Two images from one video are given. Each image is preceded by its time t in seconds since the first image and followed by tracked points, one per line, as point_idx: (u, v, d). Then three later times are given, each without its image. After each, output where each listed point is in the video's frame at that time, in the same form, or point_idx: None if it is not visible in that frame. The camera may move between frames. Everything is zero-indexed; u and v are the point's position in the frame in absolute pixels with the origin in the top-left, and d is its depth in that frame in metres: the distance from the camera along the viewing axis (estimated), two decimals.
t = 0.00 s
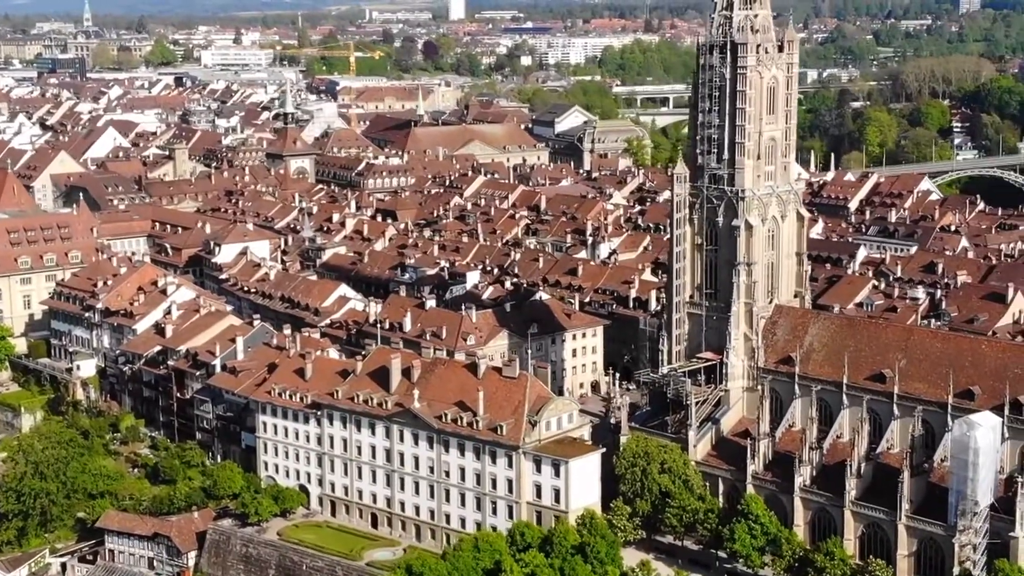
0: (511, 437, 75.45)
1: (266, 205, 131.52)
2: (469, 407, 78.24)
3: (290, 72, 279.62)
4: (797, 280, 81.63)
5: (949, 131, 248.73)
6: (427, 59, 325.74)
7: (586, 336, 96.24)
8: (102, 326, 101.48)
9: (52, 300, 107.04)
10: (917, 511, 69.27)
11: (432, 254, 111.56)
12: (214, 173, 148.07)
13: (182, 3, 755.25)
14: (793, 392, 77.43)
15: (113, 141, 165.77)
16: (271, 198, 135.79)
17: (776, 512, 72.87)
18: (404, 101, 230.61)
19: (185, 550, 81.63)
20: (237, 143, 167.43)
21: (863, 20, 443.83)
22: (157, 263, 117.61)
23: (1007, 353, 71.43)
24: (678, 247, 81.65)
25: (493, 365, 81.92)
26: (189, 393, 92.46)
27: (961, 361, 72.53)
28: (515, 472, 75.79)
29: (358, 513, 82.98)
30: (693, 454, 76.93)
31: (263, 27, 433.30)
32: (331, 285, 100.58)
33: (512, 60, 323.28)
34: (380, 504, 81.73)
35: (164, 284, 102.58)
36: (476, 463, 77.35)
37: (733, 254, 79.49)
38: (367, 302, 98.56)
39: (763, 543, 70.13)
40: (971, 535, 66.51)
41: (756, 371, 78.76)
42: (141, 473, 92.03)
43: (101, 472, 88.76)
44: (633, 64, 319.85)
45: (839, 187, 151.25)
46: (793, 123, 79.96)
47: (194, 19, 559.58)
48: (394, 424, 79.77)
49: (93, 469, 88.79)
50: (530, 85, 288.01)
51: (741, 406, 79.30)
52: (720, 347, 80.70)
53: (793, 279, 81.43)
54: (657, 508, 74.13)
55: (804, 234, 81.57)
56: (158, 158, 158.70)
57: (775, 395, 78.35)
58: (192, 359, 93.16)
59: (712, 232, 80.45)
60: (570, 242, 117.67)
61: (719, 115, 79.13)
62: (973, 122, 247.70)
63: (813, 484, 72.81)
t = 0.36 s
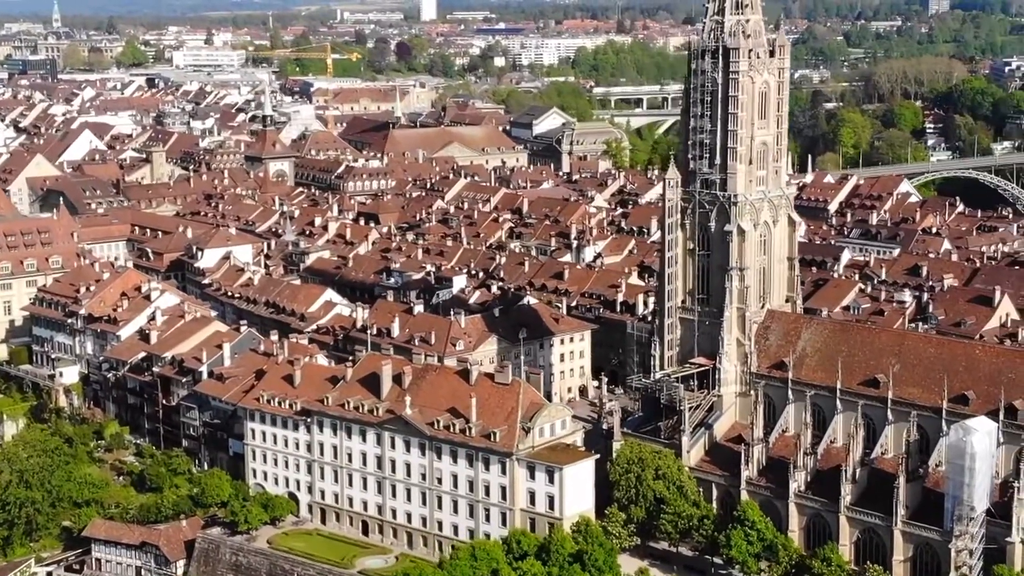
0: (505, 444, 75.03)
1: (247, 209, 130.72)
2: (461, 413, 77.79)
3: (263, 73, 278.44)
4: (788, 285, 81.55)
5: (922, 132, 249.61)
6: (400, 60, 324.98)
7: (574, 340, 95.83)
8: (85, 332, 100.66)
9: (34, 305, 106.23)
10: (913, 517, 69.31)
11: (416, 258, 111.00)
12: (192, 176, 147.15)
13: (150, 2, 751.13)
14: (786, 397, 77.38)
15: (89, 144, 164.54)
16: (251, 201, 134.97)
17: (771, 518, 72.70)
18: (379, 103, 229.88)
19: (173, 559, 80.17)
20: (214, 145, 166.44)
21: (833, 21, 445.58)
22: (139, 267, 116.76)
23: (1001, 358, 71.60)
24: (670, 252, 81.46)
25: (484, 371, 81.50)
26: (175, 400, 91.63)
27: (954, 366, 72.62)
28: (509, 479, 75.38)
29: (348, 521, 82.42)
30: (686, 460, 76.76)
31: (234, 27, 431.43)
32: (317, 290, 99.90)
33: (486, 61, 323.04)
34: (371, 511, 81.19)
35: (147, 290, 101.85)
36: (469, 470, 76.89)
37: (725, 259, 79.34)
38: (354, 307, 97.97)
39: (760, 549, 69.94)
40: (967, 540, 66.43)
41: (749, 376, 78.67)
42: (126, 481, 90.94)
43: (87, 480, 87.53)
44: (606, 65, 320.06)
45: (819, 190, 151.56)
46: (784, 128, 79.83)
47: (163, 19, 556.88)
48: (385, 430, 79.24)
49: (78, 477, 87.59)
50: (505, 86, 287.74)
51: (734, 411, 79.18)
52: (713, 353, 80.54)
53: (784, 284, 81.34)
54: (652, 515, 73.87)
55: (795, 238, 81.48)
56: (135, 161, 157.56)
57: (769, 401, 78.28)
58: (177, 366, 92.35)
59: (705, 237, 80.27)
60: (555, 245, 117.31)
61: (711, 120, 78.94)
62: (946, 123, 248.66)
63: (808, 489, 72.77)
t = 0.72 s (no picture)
0: (500, 450, 74.63)
1: (230, 213, 130.07)
2: (455, 419, 77.35)
3: (239, 75, 277.42)
4: (781, 290, 81.43)
5: (897, 133, 250.37)
6: (376, 62, 324.49)
7: (564, 345, 95.14)
8: (70, 338, 99.93)
9: (17, 311, 105.41)
10: (909, 522, 69.27)
11: (402, 262, 110.55)
12: (173, 179, 146.36)
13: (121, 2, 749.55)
14: (781, 402, 77.32)
15: (67, 147, 163.59)
16: (233, 205, 134.30)
17: (768, 523, 72.58)
18: (357, 105, 229.15)
19: (164, 568, 79.03)
20: (194, 148, 165.61)
21: (806, 22, 447.33)
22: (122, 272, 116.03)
23: (996, 362, 71.68)
24: (663, 256, 81.19)
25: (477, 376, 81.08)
26: (163, 407, 90.89)
27: (949, 370, 72.67)
28: (504, 485, 75.02)
29: (340, 528, 81.93)
30: (681, 465, 76.60)
31: (207, 27, 430.06)
32: (304, 295, 99.37)
33: (462, 62, 322.39)
34: (364, 518, 80.75)
35: (133, 295, 101.24)
36: (463, 477, 76.52)
37: (719, 264, 79.17)
38: (342, 312, 97.48)
39: (757, 555, 69.81)
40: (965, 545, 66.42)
41: (743, 381, 78.59)
42: (114, 489, 89.97)
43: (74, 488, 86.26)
44: (581, 65, 319.89)
45: (801, 192, 151.92)
46: (776, 132, 79.76)
47: (135, 20, 553.65)
48: (378, 437, 78.75)
49: (65, 484, 86.38)
50: (481, 87, 287.51)
51: (727, 417, 79.06)
52: (706, 357, 80.34)
53: (777, 289, 81.22)
54: (648, 521, 73.66)
55: (788, 243, 81.38)
56: (114, 164, 156.61)
57: (762, 405, 78.22)
58: (165, 372, 91.63)
59: (698, 242, 80.07)
60: (541, 248, 117.08)
61: (704, 125, 78.79)
62: (921, 124, 249.52)
63: (803, 495, 72.60)
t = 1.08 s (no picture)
0: (493, 458, 74.28)
1: (210, 216, 129.24)
2: (448, 426, 76.93)
3: (212, 76, 276.03)
4: (772, 294, 81.34)
5: (871, 134, 251.11)
6: (349, 63, 323.60)
7: (551, 348, 95.00)
8: (53, 344, 99.00)
9: None
10: (905, 527, 69.20)
11: (387, 266, 109.97)
12: (152, 182, 145.39)
13: (89, 3, 745.19)
14: (774, 407, 77.26)
15: (42, 151, 162.52)
16: (213, 208, 133.49)
17: (762, 528, 72.51)
18: (333, 106, 228.32)
19: None
20: (171, 151, 164.58)
21: (777, 22, 448.83)
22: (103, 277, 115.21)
23: (990, 367, 71.76)
24: (655, 261, 81.01)
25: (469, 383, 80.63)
26: (149, 414, 90.04)
27: (943, 375, 72.70)
28: (498, 492, 74.66)
29: (331, 536, 81.37)
30: (675, 470, 76.49)
31: (177, 27, 427.73)
32: (290, 300, 98.71)
33: (435, 63, 321.68)
34: (355, 526, 80.25)
35: (116, 301, 100.62)
36: (457, 484, 76.10)
37: (711, 269, 79.01)
38: (328, 317, 96.93)
39: (753, 562, 69.72)
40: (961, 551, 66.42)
41: (736, 386, 78.52)
42: (99, 497, 88.83)
43: (59, 497, 84.83)
44: (555, 66, 319.58)
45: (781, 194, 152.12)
46: (768, 137, 79.68)
47: (104, 20, 550.24)
48: (371, 446, 78.23)
49: (51, 492, 84.90)
50: (456, 89, 287.03)
51: (720, 422, 78.96)
52: (700, 363, 80.15)
53: (769, 294, 81.11)
54: (644, 527, 73.52)
55: (779, 247, 81.28)
56: (91, 167, 155.38)
57: (756, 411, 78.19)
58: (151, 379, 90.82)
59: (691, 247, 79.88)
60: (525, 252, 116.75)
61: (696, 130, 78.62)
62: (895, 125, 250.39)
63: (799, 500, 72.55)
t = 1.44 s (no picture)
0: (487, 464, 73.85)
1: (191, 220, 128.37)
2: (441, 433, 76.44)
3: (185, 78, 274.72)
4: (765, 299, 81.24)
5: (845, 135, 251.70)
6: (322, 64, 322.79)
7: (540, 353, 94.54)
8: (37, 351, 98.51)
9: None
10: (902, 533, 69.02)
11: (371, 270, 109.38)
12: (130, 186, 144.38)
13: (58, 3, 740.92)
14: (768, 412, 77.16)
15: (18, 154, 161.48)
16: (194, 212, 132.65)
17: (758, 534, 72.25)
18: (309, 109, 227.46)
19: None
20: (148, 153, 163.58)
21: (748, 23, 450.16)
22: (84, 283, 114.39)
23: (985, 372, 71.83)
24: (647, 267, 80.81)
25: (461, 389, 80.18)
26: (135, 422, 89.22)
27: (937, 381, 72.74)
28: (492, 499, 74.23)
29: (322, 544, 80.74)
30: (669, 476, 76.33)
31: (148, 28, 425.53)
32: (276, 305, 98.01)
33: (408, 65, 320.82)
34: (347, 534, 79.64)
35: (100, 308, 100.10)
36: (450, 491, 75.62)
37: (704, 275, 78.85)
38: (315, 323, 96.32)
39: (750, 568, 69.50)
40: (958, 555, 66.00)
41: (729, 392, 78.41)
42: (85, 506, 87.44)
43: (45, 506, 83.06)
44: (528, 67, 319.20)
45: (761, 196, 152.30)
46: (760, 142, 79.57)
47: (73, 21, 546.98)
48: (363, 453, 77.65)
49: (37, 500, 83.14)
50: (430, 90, 286.61)
51: (713, 427, 78.85)
52: (693, 368, 80.00)
53: (761, 298, 81.02)
54: (639, 534, 73.23)
55: (771, 252, 81.16)
56: (68, 171, 154.21)
57: (749, 416, 78.12)
58: (137, 386, 89.99)
59: (683, 252, 79.70)
60: (510, 256, 116.37)
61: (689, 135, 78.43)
62: (869, 127, 251.21)
63: (794, 505, 72.29)
